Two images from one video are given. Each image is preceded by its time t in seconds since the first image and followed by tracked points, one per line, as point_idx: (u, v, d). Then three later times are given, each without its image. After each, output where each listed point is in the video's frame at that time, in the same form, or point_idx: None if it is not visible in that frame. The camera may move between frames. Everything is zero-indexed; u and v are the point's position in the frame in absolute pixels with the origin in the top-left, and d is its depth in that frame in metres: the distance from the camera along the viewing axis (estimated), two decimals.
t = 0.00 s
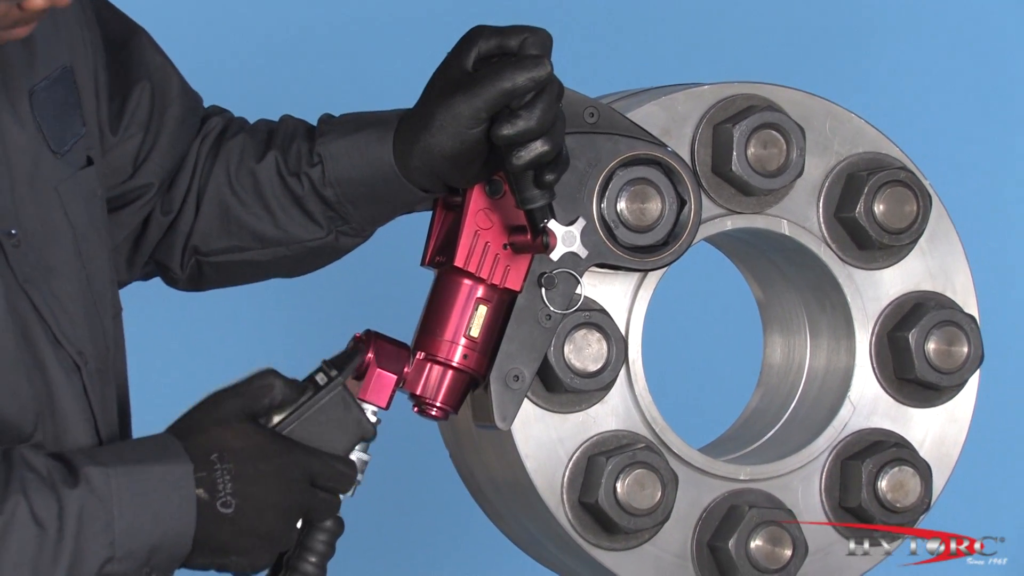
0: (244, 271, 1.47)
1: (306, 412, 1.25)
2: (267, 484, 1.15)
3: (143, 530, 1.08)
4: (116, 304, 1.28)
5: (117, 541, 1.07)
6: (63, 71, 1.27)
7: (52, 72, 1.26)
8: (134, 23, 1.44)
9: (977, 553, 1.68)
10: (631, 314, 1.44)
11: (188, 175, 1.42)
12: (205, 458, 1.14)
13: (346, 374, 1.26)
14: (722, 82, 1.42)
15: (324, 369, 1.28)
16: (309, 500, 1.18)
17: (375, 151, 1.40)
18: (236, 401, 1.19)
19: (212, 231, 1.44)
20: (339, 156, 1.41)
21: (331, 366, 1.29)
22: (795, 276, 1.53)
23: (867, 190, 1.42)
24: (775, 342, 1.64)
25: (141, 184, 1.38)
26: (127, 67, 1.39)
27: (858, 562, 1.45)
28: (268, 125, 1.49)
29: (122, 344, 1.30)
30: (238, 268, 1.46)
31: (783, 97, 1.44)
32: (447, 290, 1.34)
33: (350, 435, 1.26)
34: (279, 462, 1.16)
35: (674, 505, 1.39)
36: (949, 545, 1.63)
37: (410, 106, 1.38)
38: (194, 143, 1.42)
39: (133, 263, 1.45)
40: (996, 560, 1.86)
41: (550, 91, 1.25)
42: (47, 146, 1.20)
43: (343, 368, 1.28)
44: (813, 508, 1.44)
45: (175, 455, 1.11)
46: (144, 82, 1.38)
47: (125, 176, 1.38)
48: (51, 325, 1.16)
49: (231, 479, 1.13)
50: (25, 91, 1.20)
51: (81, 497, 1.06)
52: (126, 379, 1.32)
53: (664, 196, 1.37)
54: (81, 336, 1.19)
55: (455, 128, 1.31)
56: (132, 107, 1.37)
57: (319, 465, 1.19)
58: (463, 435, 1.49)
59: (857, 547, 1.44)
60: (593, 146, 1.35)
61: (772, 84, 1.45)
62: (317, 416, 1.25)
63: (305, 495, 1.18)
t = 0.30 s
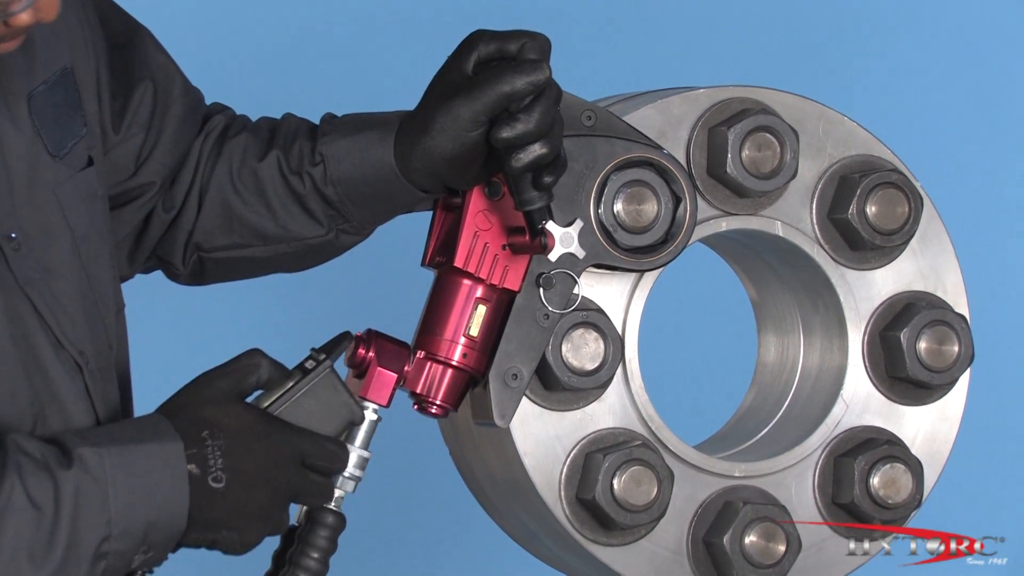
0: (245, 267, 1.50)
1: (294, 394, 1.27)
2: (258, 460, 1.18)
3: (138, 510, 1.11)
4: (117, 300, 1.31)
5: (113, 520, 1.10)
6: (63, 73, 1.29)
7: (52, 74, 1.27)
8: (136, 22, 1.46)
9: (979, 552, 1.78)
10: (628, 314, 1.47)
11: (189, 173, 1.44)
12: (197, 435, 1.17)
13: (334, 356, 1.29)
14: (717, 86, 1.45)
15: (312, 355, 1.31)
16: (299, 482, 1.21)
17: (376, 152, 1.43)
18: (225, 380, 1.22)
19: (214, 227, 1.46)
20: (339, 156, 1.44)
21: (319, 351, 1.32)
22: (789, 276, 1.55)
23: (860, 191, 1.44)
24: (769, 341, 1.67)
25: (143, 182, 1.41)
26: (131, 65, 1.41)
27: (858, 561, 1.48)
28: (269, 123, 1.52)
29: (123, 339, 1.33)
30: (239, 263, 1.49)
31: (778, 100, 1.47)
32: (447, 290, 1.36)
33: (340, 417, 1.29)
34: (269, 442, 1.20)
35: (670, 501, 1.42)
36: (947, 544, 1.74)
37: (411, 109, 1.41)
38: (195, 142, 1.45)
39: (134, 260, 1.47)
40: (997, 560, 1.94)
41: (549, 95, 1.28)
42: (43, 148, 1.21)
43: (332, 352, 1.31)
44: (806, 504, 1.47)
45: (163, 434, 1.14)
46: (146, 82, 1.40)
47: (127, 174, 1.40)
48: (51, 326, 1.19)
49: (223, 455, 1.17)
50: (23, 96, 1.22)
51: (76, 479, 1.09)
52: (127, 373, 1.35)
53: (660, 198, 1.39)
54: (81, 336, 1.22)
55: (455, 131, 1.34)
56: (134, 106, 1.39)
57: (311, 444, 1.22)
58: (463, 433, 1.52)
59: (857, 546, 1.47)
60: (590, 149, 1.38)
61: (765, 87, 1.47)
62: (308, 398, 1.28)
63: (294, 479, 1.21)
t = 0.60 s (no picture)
0: (246, 264, 1.52)
1: (286, 387, 1.31)
2: (251, 451, 1.22)
3: (135, 506, 1.15)
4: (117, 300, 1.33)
5: (110, 517, 1.14)
6: (63, 76, 1.32)
7: (50, 79, 1.30)
8: (137, 23, 1.48)
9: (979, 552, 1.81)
10: (623, 313, 1.49)
11: (190, 172, 1.47)
12: (191, 428, 1.21)
13: (324, 348, 1.33)
14: (711, 90, 1.47)
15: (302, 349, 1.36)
16: (293, 472, 1.25)
17: (376, 153, 1.46)
18: (220, 376, 1.27)
19: (215, 225, 1.49)
20: (340, 156, 1.46)
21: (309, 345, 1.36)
22: (781, 277, 1.58)
23: (851, 193, 1.47)
24: (763, 340, 1.69)
25: (144, 181, 1.43)
26: (134, 66, 1.44)
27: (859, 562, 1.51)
28: (270, 121, 1.54)
29: (123, 337, 1.36)
30: (240, 260, 1.52)
31: (771, 104, 1.49)
32: (446, 290, 1.39)
33: (331, 408, 1.33)
34: (262, 432, 1.23)
35: (665, 498, 1.44)
36: (947, 545, 1.78)
37: (411, 112, 1.44)
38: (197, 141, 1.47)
39: (134, 256, 1.50)
40: (1000, 563, 1.97)
41: (547, 98, 1.31)
42: (41, 154, 1.25)
43: (322, 345, 1.35)
44: (799, 501, 1.49)
45: (159, 432, 1.18)
46: (147, 84, 1.43)
47: (128, 174, 1.43)
48: (48, 329, 1.22)
49: (217, 447, 1.21)
50: (20, 103, 1.25)
51: (73, 477, 1.13)
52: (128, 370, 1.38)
53: (655, 200, 1.42)
54: (77, 339, 1.26)
55: (454, 134, 1.37)
56: (135, 107, 1.42)
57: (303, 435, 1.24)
58: (462, 430, 1.54)
59: (856, 545, 1.51)
60: (587, 151, 1.40)
61: (759, 91, 1.50)
62: (299, 390, 1.32)
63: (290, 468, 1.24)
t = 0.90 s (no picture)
0: (247, 262, 1.55)
1: (283, 386, 1.34)
2: (246, 448, 1.25)
3: (134, 504, 1.19)
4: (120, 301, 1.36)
5: (110, 516, 1.18)
6: (68, 83, 1.35)
7: (54, 86, 1.33)
8: (141, 25, 1.51)
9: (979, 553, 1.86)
10: (619, 313, 1.51)
11: (192, 172, 1.49)
12: (188, 428, 1.25)
13: (321, 349, 1.37)
14: (705, 93, 1.49)
15: (299, 349, 1.39)
16: (289, 469, 1.27)
17: (376, 154, 1.48)
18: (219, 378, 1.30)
19: (216, 224, 1.52)
20: (341, 157, 1.49)
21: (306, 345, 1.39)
22: (774, 277, 1.61)
23: (843, 195, 1.49)
24: (756, 339, 1.72)
25: (147, 182, 1.46)
26: (139, 69, 1.46)
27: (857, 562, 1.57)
28: (272, 121, 1.56)
29: (125, 336, 1.39)
30: (240, 258, 1.54)
31: (764, 107, 1.52)
32: (444, 290, 1.41)
33: (327, 407, 1.36)
34: (257, 430, 1.25)
35: (659, 494, 1.47)
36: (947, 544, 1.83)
37: (411, 115, 1.46)
38: (200, 142, 1.49)
39: (136, 253, 1.53)
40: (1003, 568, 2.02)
41: (543, 102, 1.33)
42: (43, 164, 1.27)
43: (318, 346, 1.38)
44: (791, 497, 1.52)
45: (157, 433, 1.22)
46: (151, 86, 1.45)
47: (131, 175, 1.45)
48: (52, 336, 1.26)
49: (214, 446, 1.24)
50: (23, 111, 1.28)
51: (72, 478, 1.16)
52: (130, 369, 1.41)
53: (650, 201, 1.44)
54: (83, 344, 1.29)
55: (452, 137, 1.40)
56: (139, 109, 1.44)
57: (297, 432, 1.26)
58: (461, 428, 1.57)
59: (856, 544, 1.54)
60: (583, 154, 1.43)
61: (752, 95, 1.52)
62: (296, 390, 1.35)
63: (286, 466, 1.26)
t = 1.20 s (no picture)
0: (249, 262, 1.58)
1: (279, 390, 1.37)
2: (245, 452, 1.28)
3: (134, 503, 1.22)
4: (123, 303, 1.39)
5: (110, 515, 1.21)
6: (73, 89, 1.38)
7: (59, 92, 1.36)
8: (145, 30, 1.53)
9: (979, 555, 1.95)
10: (615, 312, 1.54)
11: (194, 174, 1.52)
12: (188, 429, 1.27)
13: (316, 354, 1.39)
14: (699, 97, 1.52)
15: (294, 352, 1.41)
16: (286, 472, 1.30)
17: (376, 157, 1.51)
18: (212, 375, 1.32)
19: (218, 226, 1.54)
20: (341, 159, 1.51)
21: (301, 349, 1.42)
22: (767, 277, 1.63)
23: (835, 196, 1.52)
24: (749, 338, 1.75)
25: (150, 184, 1.48)
26: (141, 74, 1.49)
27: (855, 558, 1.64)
28: (273, 124, 1.59)
29: (128, 336, 1.42)
30: (242, 259, 1.57)
31: (757, 110, 1.54)
32: (443, 291, 1.44)
33: (322, 411, 1.39)
34: (257, 433, 1.29)
35: (654, 491, 1.49)
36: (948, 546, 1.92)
37: (410, 117, 1.49)
38: (203, 145, 1.52)
39: (139, 254, 1.56)
40: None
41: (540, 105, 1.36)
42: (46, 168, 1.30)
43: (314, 350, 1.41)
44: (784, 493, 1.54)
45: (157, 433, 1.24)
46: (154, 91, 1.48)
47: (135, 177, 1.48)
48: (55, 337, 1.28)
49: (213, 448, 1.27)
50: (28, 117, 1.30)
51: (73, 477, 1.19)
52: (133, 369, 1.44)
53: (645, 203, 1.47)
54: (86, 346, 1.32)
55: (451, 139, 1.42)
56: (142, 113, 1.47)
57: (295, 436, 1.31)
58: (460, 425, 1.59)
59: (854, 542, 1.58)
60: (579, 156, 1.45)
61: (745, 98, 1.55)
62: (292, 393, 1.38)
63: (283, 469, 1.30)
